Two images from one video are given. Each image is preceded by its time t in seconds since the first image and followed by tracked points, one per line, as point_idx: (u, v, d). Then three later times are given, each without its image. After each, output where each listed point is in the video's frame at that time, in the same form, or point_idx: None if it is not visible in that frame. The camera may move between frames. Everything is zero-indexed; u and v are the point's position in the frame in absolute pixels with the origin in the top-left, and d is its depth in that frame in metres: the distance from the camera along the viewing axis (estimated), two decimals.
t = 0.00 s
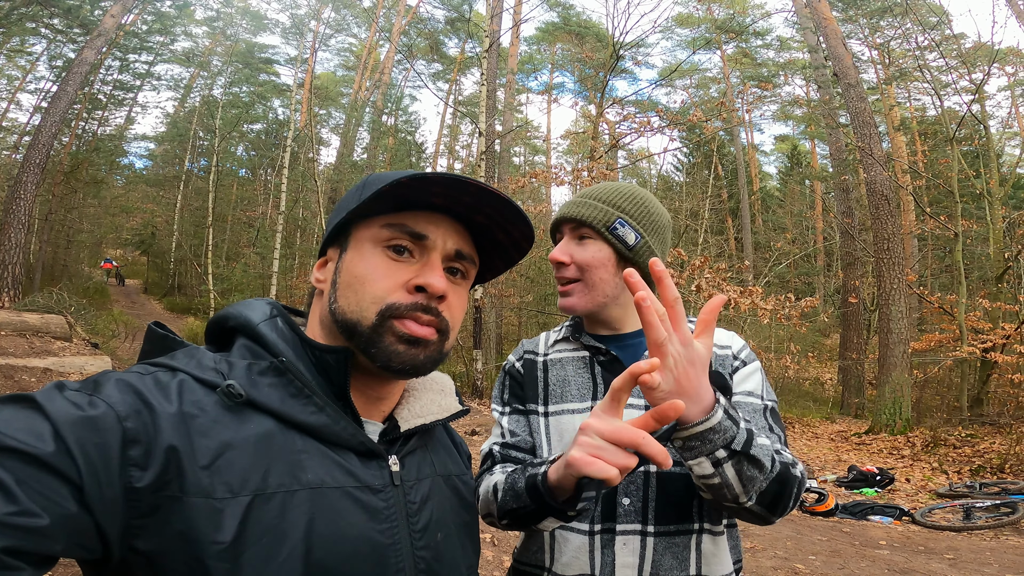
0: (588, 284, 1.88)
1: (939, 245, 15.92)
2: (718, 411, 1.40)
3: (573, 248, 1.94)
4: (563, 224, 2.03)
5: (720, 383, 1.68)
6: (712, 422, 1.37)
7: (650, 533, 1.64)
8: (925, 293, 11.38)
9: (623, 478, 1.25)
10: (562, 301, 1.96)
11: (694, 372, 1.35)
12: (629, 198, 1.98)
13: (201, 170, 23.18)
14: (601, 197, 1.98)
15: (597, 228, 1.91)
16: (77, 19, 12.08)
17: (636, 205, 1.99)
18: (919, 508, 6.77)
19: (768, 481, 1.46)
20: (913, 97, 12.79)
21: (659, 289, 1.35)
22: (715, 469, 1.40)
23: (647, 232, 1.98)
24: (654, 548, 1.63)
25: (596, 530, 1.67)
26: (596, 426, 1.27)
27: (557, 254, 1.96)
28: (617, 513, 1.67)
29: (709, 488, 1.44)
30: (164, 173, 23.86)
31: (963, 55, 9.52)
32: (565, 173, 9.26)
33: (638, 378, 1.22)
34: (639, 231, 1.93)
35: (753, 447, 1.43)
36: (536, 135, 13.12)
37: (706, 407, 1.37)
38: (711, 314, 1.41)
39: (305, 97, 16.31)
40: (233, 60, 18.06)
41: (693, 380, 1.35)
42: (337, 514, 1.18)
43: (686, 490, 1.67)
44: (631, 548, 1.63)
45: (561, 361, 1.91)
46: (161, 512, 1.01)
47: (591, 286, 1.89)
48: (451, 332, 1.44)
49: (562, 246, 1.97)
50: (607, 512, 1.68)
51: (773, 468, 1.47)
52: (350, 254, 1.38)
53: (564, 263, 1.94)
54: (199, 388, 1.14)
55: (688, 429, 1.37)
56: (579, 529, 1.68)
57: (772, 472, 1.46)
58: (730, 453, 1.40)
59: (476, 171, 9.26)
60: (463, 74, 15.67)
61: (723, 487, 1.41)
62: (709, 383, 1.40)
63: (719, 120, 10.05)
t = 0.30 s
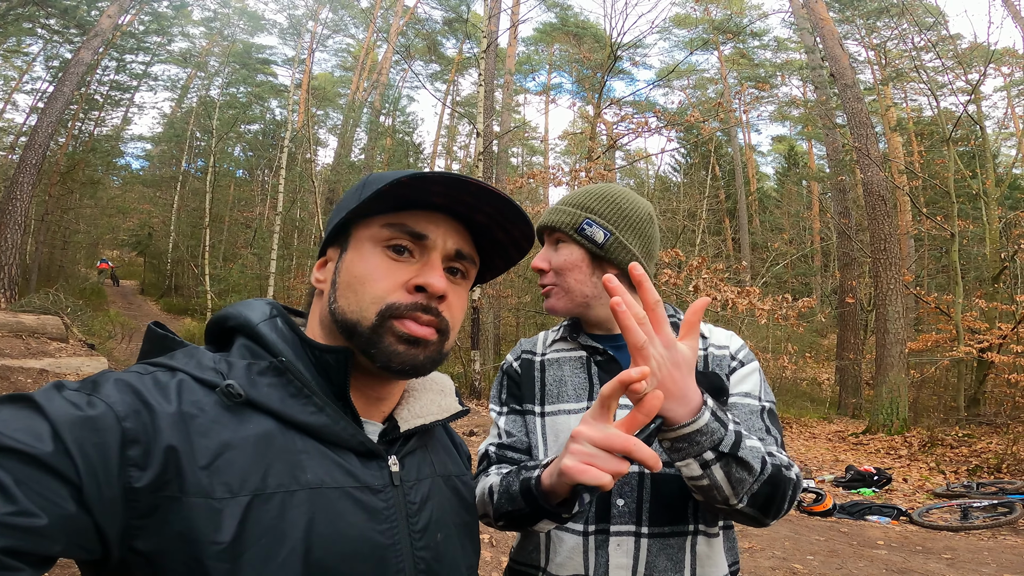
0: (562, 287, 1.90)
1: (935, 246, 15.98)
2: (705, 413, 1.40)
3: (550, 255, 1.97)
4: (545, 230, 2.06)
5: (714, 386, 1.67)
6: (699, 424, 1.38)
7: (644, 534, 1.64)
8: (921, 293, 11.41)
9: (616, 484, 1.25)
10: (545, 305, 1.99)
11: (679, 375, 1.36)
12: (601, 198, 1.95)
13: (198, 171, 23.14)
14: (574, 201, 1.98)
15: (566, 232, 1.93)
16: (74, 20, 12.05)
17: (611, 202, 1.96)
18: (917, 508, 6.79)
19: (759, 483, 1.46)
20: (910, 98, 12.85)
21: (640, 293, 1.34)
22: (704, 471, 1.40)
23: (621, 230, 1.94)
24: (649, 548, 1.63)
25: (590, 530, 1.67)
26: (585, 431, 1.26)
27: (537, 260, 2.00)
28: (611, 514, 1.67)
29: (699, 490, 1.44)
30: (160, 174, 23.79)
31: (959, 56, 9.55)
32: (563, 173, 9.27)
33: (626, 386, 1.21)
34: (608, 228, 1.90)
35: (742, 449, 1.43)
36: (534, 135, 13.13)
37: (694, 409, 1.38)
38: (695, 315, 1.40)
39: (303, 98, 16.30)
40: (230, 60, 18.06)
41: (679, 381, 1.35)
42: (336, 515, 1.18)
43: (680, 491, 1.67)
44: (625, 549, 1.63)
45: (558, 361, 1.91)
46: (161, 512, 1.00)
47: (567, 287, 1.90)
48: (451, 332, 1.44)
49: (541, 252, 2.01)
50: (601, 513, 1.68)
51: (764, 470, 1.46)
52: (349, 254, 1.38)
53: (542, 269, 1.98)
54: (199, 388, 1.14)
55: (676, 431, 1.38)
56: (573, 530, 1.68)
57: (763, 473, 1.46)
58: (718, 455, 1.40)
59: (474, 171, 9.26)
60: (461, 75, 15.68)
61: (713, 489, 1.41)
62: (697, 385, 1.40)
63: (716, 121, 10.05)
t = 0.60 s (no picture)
0: (546, 293, 1.93)
1: (932, 246, 16.01)
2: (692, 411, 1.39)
3: (537, 261, 2.00)
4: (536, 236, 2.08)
5: (709, 386, 1.67)
6: (687, 424, 1.37)
7: (637, 534, 1.64)
8: (918, 294, 11.44)
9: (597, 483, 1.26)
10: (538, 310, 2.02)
11: (665, 375, 1.34)
12: (578, 202, 1.95)
13: (196, 172, 23.07)
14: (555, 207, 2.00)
15: (546, 238, 1.95)
16: (71, 20, 12.04)
17: (589, 202, 1.95)
18: (915, 508, 6.81)
19: (750, 484, 1.45)
20: (907, 99, 12.88)
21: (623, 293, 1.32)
22: (692, 471, 1.41)
23: (599, 230, 1.92)
24: (642, 548, 1.62)
25: (583, 529, 1.67)
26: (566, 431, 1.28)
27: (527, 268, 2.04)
28: (604, 514, 1.67)
29: (689, 490, 1.44)
30: (158, 174, 23.73)
31: (957, 56, 9.58)
32: (561, 174, 9.28)
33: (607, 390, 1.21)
34: (584, 230, 1.89)
35: (731, 450, 1.42)
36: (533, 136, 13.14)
37: (681, 408, 1.37)
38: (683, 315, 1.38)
39: (300, 99, 16.28)
40: (228, 61, 18.02)
41: (664, 381, 1.33)
42: (338, 515, 1.18)
43: (674, 491, 1.66)
44: (618, 549, 1.63)
45: (556, 360, 1.90)
46: (162, 513, 1.00)
47: (551, 292, 1.93)
48: (452, 333, 1.44)
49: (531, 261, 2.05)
50: (595, 512, 1.68)
51: (755, 470, 1.46)
52: (351, 255, 1.38)
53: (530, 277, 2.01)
54: (201, 389, 1.14)
55: (662, 431, 1.37)
56: (566, 529, 1.68)
57: (754, 475, 1.45)
58: (706, 456, 1.40)
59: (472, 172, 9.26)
60: (459, 76, 15.69)
61: (702, 489, 1.42)
62: (685, 385, 1.39)
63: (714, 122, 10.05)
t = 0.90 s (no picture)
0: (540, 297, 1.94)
1: (930, 246, 16.06)
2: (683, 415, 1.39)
3: (532, 264, 2.00)
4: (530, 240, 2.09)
5: (704, 389, 1.71)
6: (677, 429, 1.36)
7: (631, 536, 1.63)
8: (916, 294, 11.45)
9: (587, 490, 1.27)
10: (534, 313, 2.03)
11: (654, 380, 1.33)
12: (569, 204, 1.96)
13: (194, 172, 23.03)
14: (548, 211, 2.01)
15: (539, 241, 1.96)
16: (69, 21, 12.02)
17: (582, 204, 1.95)
18: (913, 508, 6.82)
19: (743, 488, 1.44)
20: (905, 99, 12.90)
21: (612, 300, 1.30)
22: (684, 477, 1.40)
23: (591, 232, 1.92)
24: (635, 552, 1.62)
25: (578, 532, 1.67)
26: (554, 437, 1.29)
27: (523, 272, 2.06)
28: (598, 516, 1.67)
29: (683, 495, 1.44)
30: (156, 175, 23.67)
31: (955, 57, 9.60)
32: (559, 175, 9.28)
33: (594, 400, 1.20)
34: (576, 233, 1.89)
35: (722, 455, 1.42)
36: (531, 136, 13.15)
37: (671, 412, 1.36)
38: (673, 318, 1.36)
39: (298, 99, 16.24)
40: (226, 61, 18.01)
41: (652, 386, 1.33)
42: (336, 517, 1.17)
43: (669, 495, 1.66)
44: (612, 552, 1.63)
45: (552, 363, 1.90)
46: (159, 515, 0.99)
47: (545, 294, 1.94)
48: (448, 335, 1.44)
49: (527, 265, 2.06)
50: (589, 515, 1.68)
51: (748, 474, 1.45)
52: (346, 257, 1.37)
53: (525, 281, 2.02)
54: (196, 391, 1.13)
55: (653, 437, 1.37)
56: (560, 532, 1.68)
57: (747, 479, 1.45)
58: (698, 461, 1.39)
59: (471, 172, 9.26)
60: (458, 76, 15.69)
61: (694, 494, 1.42)
62: (676, 390, 1.39)
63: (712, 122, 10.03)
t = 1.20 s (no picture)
0: (587, 293, 1.84)
1: (928, 246, 16.07)
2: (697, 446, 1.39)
3: (566, 257, 1.88)
4: (552, 232, 1.95)
5: (706, 390, 1.72)
6: (690, 464, 1.37)
7: (631, 536, 1.63)
8: (915, 294, 11.46)
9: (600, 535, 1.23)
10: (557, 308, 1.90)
11: (666, 423, 1.30)
12: (608, 200, 1.93)
13: (193, 172, 23.00)
14: (586, 203, 1.91)
15: (587, 235, 1.85)
16: (68, 21, 12.02)
17: (622, 205, 1.96)
18: (912, 508, 6.82)
19: (753, 503, 1.48)
20: (903, 99, 12.90)
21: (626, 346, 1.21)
22: (695, 501, 1.41)
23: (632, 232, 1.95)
24: (635, 551, 1.62)
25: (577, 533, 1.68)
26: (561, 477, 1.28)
27: (549, 264, 1.89)
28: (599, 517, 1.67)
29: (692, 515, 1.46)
30: (155, 175, 23.63)
31: (954, 57, 9.62)
32: (559, 175, 9.28)
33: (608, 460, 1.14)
34: (629, 233, 1.90)
35: (735, 481, 1.43)
36: (530, 137, 13.15)
37: (684, 448, 1.36)
38: (687, 353, 1.29)
39: (298, 99, 16.22)
40: (226, 61, 18.02)
41: (666, 429, 1.30)
42: (337, 518, 1.17)
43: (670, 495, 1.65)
44: (611, 551, 1.64)
45: (549, 363, 1.90)
46: (158, 517, 0.99)
47: (590, 291, 1.85)
48: (446, 334, 1.44)
49: (552, 256, 1.91)
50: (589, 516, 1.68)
51: (758, 492, 1.48)
52: (345, 257, 1.37)
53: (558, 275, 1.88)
54: (195, 392, 1.13)
55: (666, 470, 1.37)
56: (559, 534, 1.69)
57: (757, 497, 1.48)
58: (710, 489, 1.40)
59: (470, 173, 9.25)
60: (456, 77, 15.69)
61: (704, 516, 1.43)
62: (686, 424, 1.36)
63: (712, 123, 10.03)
